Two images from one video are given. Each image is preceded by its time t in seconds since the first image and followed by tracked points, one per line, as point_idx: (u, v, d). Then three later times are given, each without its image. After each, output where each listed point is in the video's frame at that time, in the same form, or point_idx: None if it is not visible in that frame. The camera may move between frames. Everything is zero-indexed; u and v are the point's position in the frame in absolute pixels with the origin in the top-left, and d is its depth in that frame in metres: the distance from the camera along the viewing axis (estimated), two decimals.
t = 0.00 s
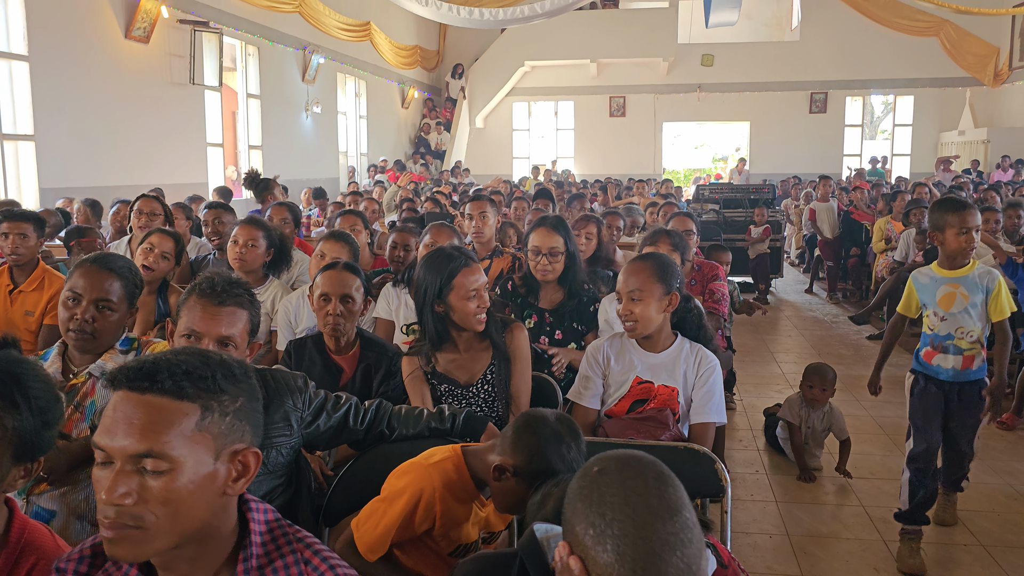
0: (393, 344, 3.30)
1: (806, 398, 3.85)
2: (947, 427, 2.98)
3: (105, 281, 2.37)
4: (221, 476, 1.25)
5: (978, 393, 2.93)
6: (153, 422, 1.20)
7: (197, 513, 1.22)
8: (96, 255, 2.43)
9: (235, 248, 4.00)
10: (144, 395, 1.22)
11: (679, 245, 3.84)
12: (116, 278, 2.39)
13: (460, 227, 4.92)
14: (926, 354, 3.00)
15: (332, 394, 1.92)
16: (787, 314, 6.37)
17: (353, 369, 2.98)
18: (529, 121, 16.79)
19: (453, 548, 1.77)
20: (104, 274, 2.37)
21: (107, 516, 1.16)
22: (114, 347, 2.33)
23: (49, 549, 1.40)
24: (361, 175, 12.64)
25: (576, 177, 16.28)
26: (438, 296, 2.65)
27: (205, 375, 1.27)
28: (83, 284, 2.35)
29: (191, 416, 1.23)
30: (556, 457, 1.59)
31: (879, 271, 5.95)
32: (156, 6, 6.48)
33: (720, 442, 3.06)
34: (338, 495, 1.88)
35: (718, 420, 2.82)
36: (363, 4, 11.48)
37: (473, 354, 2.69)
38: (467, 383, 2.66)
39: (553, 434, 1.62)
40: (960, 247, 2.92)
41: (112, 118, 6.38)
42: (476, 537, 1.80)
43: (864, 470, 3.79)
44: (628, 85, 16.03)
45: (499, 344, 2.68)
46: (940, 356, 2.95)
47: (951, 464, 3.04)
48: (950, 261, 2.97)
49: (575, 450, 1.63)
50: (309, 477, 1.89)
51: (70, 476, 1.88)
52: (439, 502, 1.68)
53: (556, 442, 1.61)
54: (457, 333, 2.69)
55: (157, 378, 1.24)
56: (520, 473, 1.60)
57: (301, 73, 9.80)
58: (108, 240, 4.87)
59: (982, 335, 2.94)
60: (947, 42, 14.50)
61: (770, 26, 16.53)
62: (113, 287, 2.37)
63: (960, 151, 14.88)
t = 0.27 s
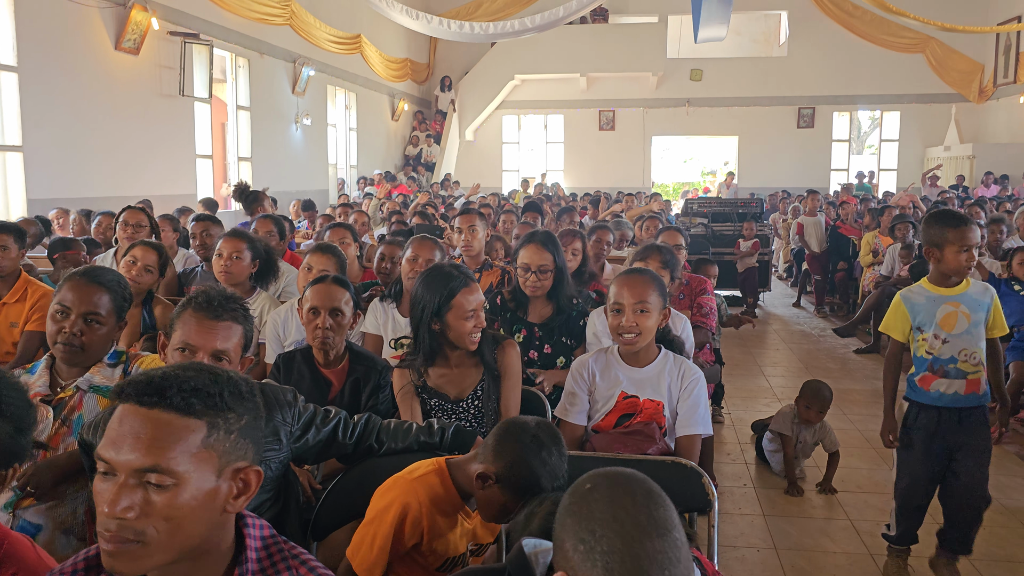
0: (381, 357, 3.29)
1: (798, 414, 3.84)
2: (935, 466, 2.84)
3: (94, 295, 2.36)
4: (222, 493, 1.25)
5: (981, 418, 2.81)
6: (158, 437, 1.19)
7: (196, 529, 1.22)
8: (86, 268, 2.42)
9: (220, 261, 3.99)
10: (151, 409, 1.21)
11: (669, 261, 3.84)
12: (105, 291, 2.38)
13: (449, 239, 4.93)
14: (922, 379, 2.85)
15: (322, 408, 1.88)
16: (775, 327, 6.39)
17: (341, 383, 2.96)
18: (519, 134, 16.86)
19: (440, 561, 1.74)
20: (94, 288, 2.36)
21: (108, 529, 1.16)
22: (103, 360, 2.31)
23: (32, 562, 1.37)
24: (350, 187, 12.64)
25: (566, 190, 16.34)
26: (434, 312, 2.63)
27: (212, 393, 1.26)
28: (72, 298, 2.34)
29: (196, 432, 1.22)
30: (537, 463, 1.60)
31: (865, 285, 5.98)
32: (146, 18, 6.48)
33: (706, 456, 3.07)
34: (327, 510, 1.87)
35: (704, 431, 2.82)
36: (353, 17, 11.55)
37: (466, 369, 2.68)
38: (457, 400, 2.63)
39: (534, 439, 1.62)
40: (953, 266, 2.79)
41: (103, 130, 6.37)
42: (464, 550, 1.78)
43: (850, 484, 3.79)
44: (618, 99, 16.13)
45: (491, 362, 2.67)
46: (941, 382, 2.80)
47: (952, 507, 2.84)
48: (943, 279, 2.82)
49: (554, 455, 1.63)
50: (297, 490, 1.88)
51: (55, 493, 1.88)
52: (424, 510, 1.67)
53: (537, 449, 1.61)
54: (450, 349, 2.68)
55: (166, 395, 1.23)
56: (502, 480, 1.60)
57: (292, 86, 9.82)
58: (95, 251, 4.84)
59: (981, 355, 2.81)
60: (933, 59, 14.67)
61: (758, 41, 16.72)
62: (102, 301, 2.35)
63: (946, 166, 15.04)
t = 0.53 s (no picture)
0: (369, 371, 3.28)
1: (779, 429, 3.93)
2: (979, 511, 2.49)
3: (79, 305, 2.33)
4: (243, 509, 1.30)
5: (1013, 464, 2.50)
6: (187, 450, 1.24)
7: (214, 544, 1.27)
8: (71, 278, 2.39)
9: (203, 273, 3.98)
10: (184, 421, 1.26)
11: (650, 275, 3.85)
12: (90, 302, 2.36)
13: (436, 251, 4.92)
14: (950, 422, 2.54)
15: (309, 420, 1.89)
16: (762, 340, 6.40)
17: (330, 395, 2.94)
18: (507, 147, 16.89)
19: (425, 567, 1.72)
20: (79, 298, 2.33)
21: (128, 535, 1.20)
22: (87, 371, 2.28)
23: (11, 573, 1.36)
24: (338, 198, 12.61)
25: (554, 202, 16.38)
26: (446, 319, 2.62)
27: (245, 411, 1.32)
28: (57, 308, 2.31)
29: (224, 447, 1.28)
30: (499, 451, 1.65)
31: (851, 298, 6.00)
32: (135, 29, 6.47)
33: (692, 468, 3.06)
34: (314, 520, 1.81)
35: (690, 442, 2.83)
36: (343, 29, 11.60)
37: (469, 379, 2.66)
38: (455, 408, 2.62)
39: (492, 428, 1.67)
40: (979, 294, 2.51)
41: (91, 139, 6.35)
42: (450, 555, 1.76)
43: (837, 496, 3.79)
44: (606, 112, 16.21)
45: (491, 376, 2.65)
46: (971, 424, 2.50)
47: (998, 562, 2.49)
48: (969, 309, 2.54)
49: (514, 442, 1.68)
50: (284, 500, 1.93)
51: (42, 504, 1.93)
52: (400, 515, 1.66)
53: (495, 439, 1.65)
54: (453, 357, 2.67)
55: (200, 408, 1.29)
56: (467, 470, 1.64)
57: (280, 96, 9.82)
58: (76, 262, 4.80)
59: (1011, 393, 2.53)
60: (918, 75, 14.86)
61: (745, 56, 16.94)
62: (87, 311, 2.33)
63: (930, 181, 15.19)
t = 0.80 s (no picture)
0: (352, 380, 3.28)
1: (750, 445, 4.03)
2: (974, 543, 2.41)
3: (53, 311, 2.29)
4: (245, 523, 1.33)
5: None
6: (195, 464, 1.27)
7: (215, 557, 1.29)
8: (45, 283, 2.35)
9: (180, 280, 3.94)
10: (194, 435, 1.29)
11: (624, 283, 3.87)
12: (64, 307, 2.32)
13: (417, 259, 4.91)
14: (972, 449, 2.44)
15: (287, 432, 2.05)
16: (742, 349, 6.43)
17: (310, 403, 2.92)
18: (490, 155, 16.89)
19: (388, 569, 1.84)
20: (53, 304, 2.30)
21: (132, 546, 1.22)
22: (63, 377, 2.25)
23: None
24: (319, 206, 12.54)
25: (535, 211, 16.37)
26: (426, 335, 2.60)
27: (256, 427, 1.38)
28: (30, 314, 2.27)
29: (232, 461, 1.31)
30: (445, 444, 1.84)
31: (830, 308, 6.04)
32: (116, 34, 6.43)
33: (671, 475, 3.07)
34: (293, 525, 1.89)
35: (668, 447, 2.83)
36: (325, 36, 11.61)
37: (462, 388, 2.61)
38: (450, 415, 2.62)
39: (432, 423, 1.88)
40: (1000, 309, 2.44)
41: (70, 145, 6.29)
42: (416, 557, 1.88)
43: (815, 504, 3.81)
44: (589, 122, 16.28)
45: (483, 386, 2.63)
46: (996, 449, 2.40)
47: None
48: (988, 327, 2.45)
49: (455, 431, 1.88)
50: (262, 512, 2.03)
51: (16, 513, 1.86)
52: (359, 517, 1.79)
53: (437, 428, 1.86)
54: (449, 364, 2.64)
55: (213, 422, 1.32)
56: (415, 462, 1.81)
57: (262, 104, 9.79)
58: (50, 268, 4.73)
59: None
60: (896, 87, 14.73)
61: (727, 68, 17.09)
62: (61, 317, 2.29)
63: (908, 193, 15.33)
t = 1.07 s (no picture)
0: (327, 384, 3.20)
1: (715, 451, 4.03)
2: None
3: (15, 311, 2.22)
4: (209, 525, 1.27)
5: None
6: (159, 463, 1.20)
7: (179, 560, 1.22)
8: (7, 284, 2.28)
9: (151, 282, 3.88)
10: (158, 435, 1.22)
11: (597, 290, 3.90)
12: (27, 307, 2.25)
13: (392, 262, 4.88)
14: (994, 490, 2.17)
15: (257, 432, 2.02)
16: (716, 355, 6.45)
17: (282, 406, 2.83)
18: (467, 161, 16.88)
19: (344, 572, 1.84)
20: (16, 304, 2.23)
21: (92, 549, 1.15)
22: (26, 379, 2.19)
23: None
24: (295, 210, 12.47)
25: (513, 217, 16.40)
26: (407, 328, 2.54)
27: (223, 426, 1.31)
28: None
29: (197, 461, 1.24)
30: (389, 439, 1.84)
31: (803, 314, 6.09)
32: (89, 35, 6.37)
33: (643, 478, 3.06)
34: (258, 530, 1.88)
35: (639, 449, 2.82)
36: (302, 39, 11.60)
37: (436, 395, 2.54)
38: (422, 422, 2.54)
39: (374, 413, 1.88)
40: None
41: (42, 145, 6.20)
42: (373, 556, 1.89)
43: (788, 509, 3.81)
44: (568, 129, 16.36)
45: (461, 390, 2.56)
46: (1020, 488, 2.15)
47: None
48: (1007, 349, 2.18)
49: (397, 419, 1.89)
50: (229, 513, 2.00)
51: None
52: (312, 519, 1.79)
53: (376, 422, 1.86)
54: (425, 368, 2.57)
55: (179, 422, 1.26)
56: (360, 455, 1.82)
57: (237, 106, 9.72)
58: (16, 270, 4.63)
59: None
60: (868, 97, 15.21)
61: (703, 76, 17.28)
62: (24, 317, 2.22)
63: (880, 202, 15.57)
